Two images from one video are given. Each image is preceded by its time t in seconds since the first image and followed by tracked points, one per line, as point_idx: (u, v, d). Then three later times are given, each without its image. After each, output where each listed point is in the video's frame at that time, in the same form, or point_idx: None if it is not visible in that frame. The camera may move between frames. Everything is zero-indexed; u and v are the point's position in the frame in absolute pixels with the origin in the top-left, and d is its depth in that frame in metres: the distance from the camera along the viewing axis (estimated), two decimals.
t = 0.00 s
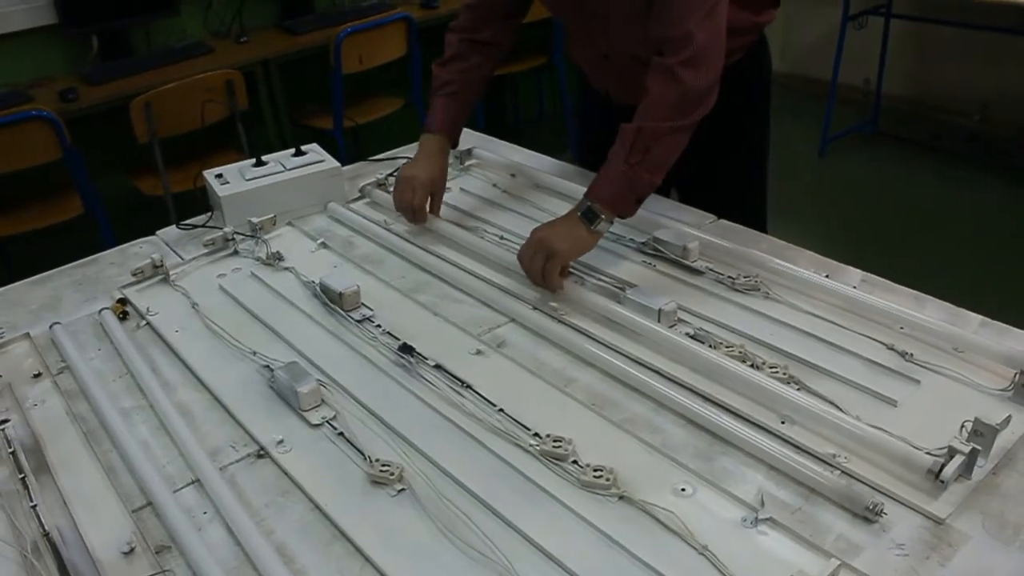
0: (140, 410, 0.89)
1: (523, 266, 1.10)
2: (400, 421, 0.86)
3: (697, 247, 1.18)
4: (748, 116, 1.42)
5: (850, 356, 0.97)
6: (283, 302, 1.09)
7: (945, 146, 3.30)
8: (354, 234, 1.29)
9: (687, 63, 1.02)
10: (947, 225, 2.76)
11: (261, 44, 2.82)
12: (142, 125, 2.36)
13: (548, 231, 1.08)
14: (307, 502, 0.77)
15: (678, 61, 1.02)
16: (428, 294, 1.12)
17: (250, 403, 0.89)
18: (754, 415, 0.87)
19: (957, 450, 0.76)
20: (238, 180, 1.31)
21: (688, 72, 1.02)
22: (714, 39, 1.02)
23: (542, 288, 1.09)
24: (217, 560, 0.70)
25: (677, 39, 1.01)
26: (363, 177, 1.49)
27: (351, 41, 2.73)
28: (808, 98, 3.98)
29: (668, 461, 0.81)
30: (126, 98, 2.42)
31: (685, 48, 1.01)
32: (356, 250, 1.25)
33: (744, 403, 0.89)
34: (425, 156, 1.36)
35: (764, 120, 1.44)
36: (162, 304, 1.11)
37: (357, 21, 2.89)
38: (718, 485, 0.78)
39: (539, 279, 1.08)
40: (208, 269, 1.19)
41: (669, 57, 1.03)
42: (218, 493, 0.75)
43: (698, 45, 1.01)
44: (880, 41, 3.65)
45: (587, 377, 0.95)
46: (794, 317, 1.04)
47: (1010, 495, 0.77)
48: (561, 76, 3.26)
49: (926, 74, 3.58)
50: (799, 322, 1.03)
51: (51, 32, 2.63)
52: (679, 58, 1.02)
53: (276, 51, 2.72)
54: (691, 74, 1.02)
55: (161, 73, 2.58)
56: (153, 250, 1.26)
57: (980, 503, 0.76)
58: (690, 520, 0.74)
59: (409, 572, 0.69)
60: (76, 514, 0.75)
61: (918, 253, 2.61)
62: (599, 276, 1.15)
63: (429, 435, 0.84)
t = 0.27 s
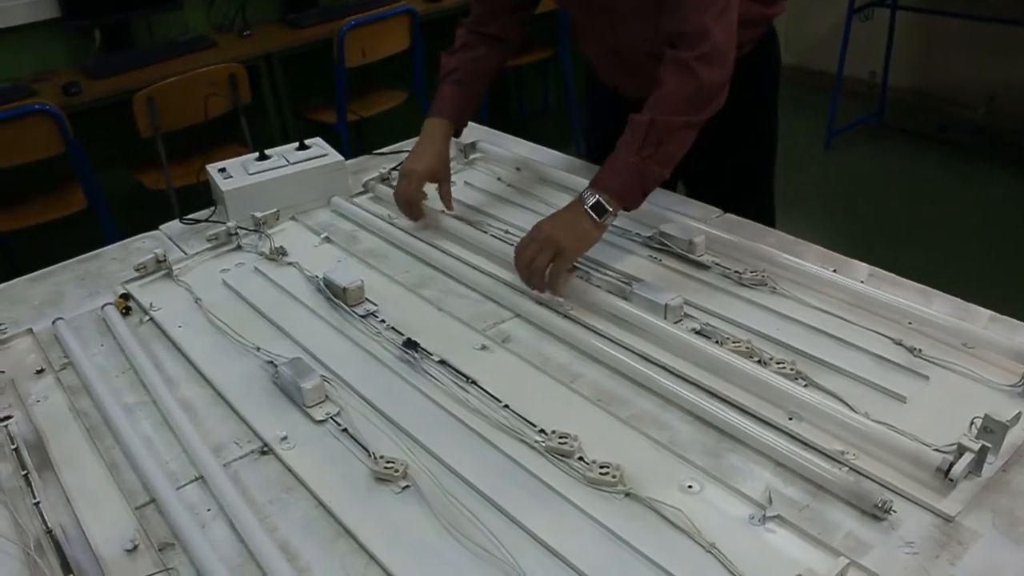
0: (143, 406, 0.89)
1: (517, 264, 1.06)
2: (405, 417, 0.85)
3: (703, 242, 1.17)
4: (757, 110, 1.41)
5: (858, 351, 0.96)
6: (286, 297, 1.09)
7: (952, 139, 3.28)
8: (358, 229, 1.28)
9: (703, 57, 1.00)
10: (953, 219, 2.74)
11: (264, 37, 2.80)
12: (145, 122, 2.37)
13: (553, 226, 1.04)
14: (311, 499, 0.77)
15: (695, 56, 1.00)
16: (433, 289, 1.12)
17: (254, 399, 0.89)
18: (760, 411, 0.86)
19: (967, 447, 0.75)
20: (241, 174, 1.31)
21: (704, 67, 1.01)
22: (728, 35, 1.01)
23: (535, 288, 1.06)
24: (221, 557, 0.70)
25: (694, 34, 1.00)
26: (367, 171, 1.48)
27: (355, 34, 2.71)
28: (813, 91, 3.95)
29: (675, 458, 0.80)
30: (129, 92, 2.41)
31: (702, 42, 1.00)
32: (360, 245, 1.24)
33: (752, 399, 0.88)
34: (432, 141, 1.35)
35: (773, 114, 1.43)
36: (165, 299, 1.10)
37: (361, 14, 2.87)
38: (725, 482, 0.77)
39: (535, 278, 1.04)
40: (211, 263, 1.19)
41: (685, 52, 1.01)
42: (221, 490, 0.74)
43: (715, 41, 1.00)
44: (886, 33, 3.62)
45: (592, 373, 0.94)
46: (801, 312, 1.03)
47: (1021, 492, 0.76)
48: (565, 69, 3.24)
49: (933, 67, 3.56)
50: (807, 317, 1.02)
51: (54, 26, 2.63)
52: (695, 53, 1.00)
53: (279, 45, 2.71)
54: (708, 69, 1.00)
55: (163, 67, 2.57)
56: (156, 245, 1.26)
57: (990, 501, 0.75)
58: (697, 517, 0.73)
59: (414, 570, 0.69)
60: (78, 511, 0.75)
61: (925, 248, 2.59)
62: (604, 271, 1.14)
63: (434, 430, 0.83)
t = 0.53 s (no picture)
0: (143, 405, 0.89)
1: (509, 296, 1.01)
2: (406, 415, 0.85)
3: (706, 238, 1.17)
4: (758, 109, 1.39)
5: (862, 347, 0.95)
6: (286, 295, 1.08)
7: (954, 134, 3.27)
8: (358, 226, 1.28)
9: (672, 49, 0.95)
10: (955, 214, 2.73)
11: (264, 33, 2.79)
12: (145, 120, 2.36)
13: (542, 253, 0.99)
14: (313, 498, 0.76)
15: (663, 49, 0.95)
16: (433, 286, 1.11)
17: (254, 398, 0.89)
18: (764, 408, 0.85)
19: (971, 444, 0.74)
20: (240, 171, 1.30)
21: (673, 59, 0.95)
22: (701, 23, 0.95)
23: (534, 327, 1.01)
24: (223, 557, 0.70)
25: (661, 28, 0.94)
26: (367, 168, 1.48)
27: (354, 30, 2.70)
28: (814, 86, 3.94)
29: (678, 455, 0.80)
30: (129, 89, 2.40)
31: (669, 35, 0.94)
32: (360, 242, 1.23)
33: (755, 396, 0.88)
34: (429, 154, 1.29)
35: (777, 112, 1.41)
36: (165, 297, 1.10)
37: (360, 10, 2.86)
38: (729, 479, 0.77)
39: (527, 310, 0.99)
40: (211, 261, 1.18)
41: (653, 46, 0.96)
42: (223, 489, 0.74)
43: (682, 32, 0.94)
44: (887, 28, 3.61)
45: (594, 370, 0.94)
46: (804, 308, 1.03)
47: None
48: (566, 65, 3.23)
49: (934, 61, 3.54)
50: (810, 313, 1.02)
51: (52, 23, 2.62)
52: (664, 46, 0.95)
53: (279, 41, 2.70)
54: (676, 62, 0.95)
55: (162, 63, 2.56)
56: (156, 243, 1.25)
57: (995, 498, 0.75)
58: (700, 515, 0.73)
59: (417, 569, 0.68)
60: (79, 511, 0.75)
61: (927, 243, 2.58)
62: (606, 268, 1.14)
63: (436, 428, 0.83)
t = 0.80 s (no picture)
0: (142, 404, 0.88)
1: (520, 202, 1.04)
2: (407, 414, 0.85)
3: (706, 236, 1.16)
4: (763, 106, 1.40)
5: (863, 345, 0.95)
6: (286, 293, 1.08)
7: (954, 131, 3.26)
8: (357, 224, 1.28)
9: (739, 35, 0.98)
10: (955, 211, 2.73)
11: (263, 31, 2.79)
12: (145, 118, 2.36)
13: (564, 179, 1.02)
14: (313, 497, 0.76)
15: (729, 33, 0.98)
16: (433, 285, 1.11)
17: (254, 397, 0.88)
18: (765, 406, 0.85)
19: (973, 442, 0.74)
20: (240, 169, 1.30)
21: (739, 44, 0.98)
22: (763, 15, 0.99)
23: (531, 226, 1.05)
24: (223, 556, 0.69)
25: (722, 9, 0.97)
26: (367, 166, 1.47)
27: (354, 27, 2.70)
28: (814, 84, 3.94)
29: (678, 454, 0.80)
30: (128, 87, 2.40)
31: (736, 20, 0.97)
32: (360, 240, 1.23)
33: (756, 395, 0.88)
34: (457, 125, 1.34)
35: (781, 111, 1.42)
36: (164, 295, 1.09)
37: (360, 8, 2.86)
38: (730, 478, 0.76)
39: (534, 220, 1.02)
40: (211, 259, 1.18)
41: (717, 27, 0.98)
42: (223, 488, 0.74)
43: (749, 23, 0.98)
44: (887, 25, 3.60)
45: (594, 369, 0.93)
46: (805, 306, 1.03)
47: None
48: (565, 62, 3.23)
49: (934, 59, 3.54)
50: (811, 311, 1.02)
51: (51, 21, 2.61)
52: (729, 30, 0.98)
53: (278, 39, 2.69)
54: (742, 49, 0.98)
55: (161, 61, 2.56)
56: (155, 241, 1.25)
57: (996, 496, 0.75)
58: (701, 514, 0.73)
59: (418, 567, 0.68)
60: (79, 510, 0.74)
61: (928, 241, 2.58)
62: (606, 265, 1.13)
63: (436, 427, 0.83)
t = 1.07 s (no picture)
0: (141, 403, 0.88)
1: (629, 191, 1.11)
2: (406, 413, 0.85)
3: (704, 235, 1.17)
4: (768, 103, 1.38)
5: (861, 343, 0.95)
6: (284, 291, 1.08)
7: (952, 129, 3.26)
8: (356, 223, 1.28)
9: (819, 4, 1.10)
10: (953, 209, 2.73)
11: (261, 29, 2.78)
12: (142, 117, 2.35)
13: (672, 160, 1.09)
14: (312, 496, 0.76)
15: None
16: (432, 283, 1.11)
17: (253, 395, 0.88)
18: (764, 405, 0.85)
19: (971, 439, 0.74)
20: (238, 168, 1.30)
21: (821, 12, 1.09)
22: None
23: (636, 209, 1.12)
24: (222, 555, 0.69)
25: None
26: (365, 164, 1.47)
27: (352, 26, 2.69)
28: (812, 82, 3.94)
29: (677, 452, 0.80)
30: (126, 86, 2.40)
31: None
32: (358, 238, 1.23)
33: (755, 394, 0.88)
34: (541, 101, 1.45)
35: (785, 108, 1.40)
36: (163, 295, 1.09)
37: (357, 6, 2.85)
38: (729, 476, 0.76)
39: (648, 204, 1.09)
40: (209, 258, 1.18)
41: None
42: (222, 487, 0.74)
43: None
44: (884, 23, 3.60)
45: (593, 367, 0.93)
46: (804, 305, 1.03)
47: None
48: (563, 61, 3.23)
49: (932, 57, 3.54)
50: (810, 309, 1.02)
51: (48, 20, 2.61)
52: None
53: (275, 38, 2.69)
54: (824, 14, 1.09)
55: (158, 60, 2.55)
56: (154, 240, 1.25)
57: (995, 493, 0.75)
58: (700, 512, 0.73)
59: (417, 566, 0.68)
60: (77, 510, 0.74)
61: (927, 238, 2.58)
62: (604, 263, 1.13)
63: (435, 425, 0.83)
